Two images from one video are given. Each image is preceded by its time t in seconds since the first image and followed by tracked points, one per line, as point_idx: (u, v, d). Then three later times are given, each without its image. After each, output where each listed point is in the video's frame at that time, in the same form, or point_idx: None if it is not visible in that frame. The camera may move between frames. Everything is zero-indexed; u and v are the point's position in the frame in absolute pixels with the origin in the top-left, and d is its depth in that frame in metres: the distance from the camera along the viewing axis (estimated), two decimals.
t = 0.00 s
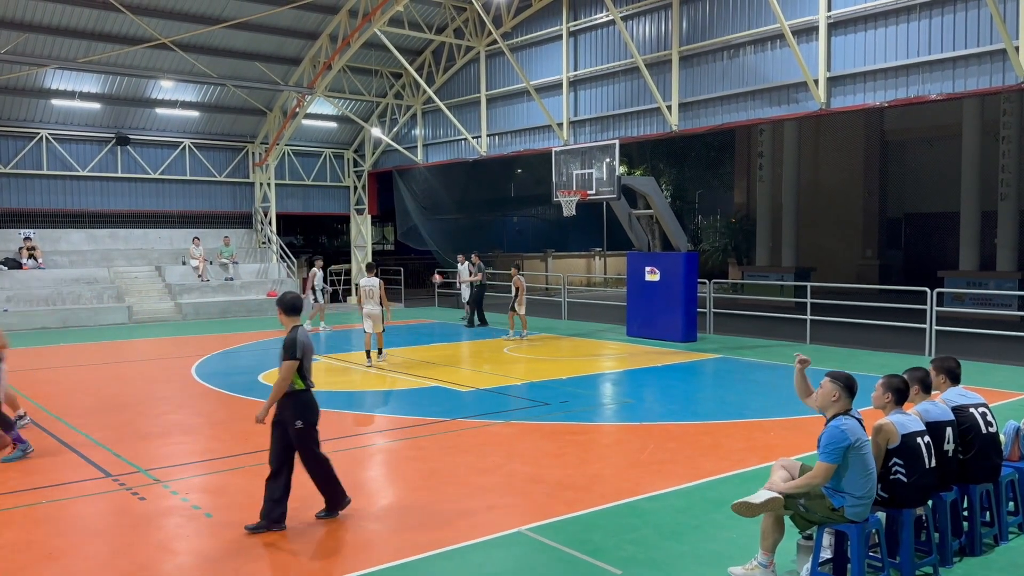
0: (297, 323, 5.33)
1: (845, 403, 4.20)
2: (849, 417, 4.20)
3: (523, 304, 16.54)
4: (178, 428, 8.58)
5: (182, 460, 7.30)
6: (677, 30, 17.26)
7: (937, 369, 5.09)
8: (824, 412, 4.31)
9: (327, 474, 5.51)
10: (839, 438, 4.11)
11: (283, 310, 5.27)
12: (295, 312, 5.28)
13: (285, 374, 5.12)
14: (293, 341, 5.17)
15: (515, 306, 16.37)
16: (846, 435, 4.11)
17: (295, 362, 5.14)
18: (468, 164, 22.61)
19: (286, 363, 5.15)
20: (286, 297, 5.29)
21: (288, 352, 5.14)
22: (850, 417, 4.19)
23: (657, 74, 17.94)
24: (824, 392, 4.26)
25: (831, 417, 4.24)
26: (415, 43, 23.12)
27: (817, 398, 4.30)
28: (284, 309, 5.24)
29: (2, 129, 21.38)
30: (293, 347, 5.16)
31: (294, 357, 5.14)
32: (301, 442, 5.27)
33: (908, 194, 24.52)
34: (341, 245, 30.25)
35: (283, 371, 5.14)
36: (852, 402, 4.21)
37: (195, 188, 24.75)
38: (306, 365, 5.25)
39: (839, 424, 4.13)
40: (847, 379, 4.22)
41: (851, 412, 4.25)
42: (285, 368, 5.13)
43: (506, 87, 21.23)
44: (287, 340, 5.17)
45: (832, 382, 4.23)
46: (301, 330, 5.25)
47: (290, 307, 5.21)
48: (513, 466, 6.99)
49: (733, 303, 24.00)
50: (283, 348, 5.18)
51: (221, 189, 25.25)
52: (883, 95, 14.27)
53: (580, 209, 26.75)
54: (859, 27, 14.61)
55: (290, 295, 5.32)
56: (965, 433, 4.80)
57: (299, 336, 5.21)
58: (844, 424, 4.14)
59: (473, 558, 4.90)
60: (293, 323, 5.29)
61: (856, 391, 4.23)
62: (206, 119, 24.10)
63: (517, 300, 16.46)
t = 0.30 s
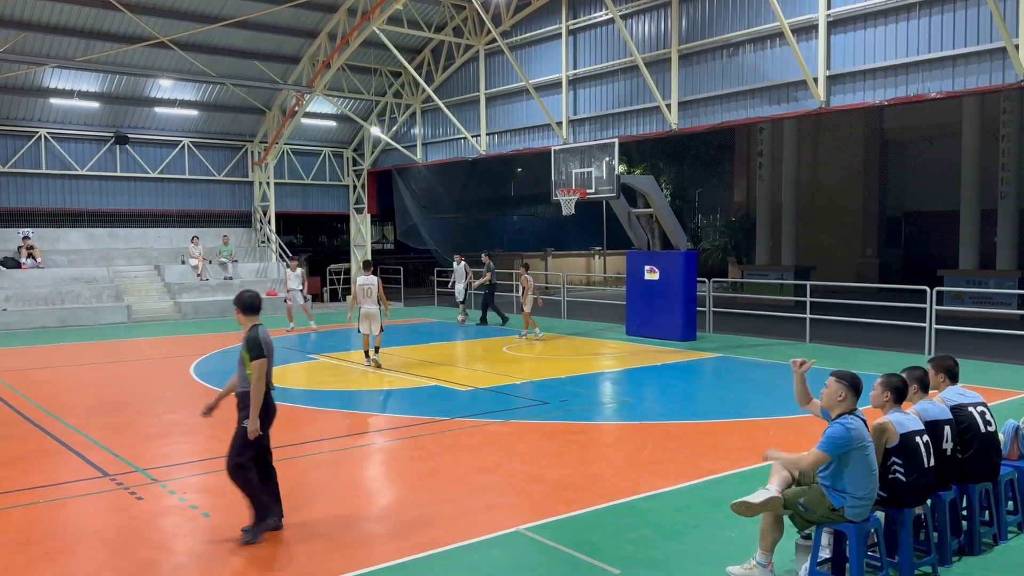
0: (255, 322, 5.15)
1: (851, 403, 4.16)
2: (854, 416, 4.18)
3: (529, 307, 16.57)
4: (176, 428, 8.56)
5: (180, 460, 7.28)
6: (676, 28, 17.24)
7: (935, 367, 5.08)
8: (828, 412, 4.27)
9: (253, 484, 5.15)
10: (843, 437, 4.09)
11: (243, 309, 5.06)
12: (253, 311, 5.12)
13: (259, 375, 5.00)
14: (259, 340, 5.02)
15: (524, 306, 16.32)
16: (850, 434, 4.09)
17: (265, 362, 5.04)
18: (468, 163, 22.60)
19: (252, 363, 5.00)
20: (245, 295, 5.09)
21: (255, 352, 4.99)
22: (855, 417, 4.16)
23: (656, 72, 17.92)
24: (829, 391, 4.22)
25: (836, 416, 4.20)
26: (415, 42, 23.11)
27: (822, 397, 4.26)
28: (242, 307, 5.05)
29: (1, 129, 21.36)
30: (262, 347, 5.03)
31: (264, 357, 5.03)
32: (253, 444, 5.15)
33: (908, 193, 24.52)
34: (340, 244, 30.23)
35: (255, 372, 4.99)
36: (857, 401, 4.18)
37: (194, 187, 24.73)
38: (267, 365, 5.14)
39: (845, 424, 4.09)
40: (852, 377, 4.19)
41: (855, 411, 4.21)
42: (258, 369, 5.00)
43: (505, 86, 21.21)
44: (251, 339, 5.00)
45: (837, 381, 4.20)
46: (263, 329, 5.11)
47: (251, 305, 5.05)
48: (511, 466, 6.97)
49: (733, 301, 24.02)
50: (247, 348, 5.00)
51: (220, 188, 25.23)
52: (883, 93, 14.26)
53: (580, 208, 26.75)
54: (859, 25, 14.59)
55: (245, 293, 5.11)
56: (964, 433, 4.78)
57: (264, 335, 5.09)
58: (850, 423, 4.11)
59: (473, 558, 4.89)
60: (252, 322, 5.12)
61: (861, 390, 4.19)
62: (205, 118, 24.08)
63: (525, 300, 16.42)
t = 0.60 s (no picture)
0: (215, 329, 4.94)
1: (858, 403, 4.16)
2: (861, 416, 4.17)
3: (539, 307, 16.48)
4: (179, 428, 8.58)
5: (183, 460, 7.30)
6: (679, 28, 17.22)
7: (937, 367, 5.08)
8: (836, 411, 4.27)
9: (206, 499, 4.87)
10: (849, 436, 4.09)
11: (202, 315, 4.86)
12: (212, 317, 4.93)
13: (220, 385, 4.79)
14: (217, 349, 4.80)
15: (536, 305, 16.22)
16: (856, 433, 4.09)
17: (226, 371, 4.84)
18: (470, 163, 22.61)
19: (211, 373, 4.78)
20: (204, 300, 4.89)
21: (212, 361, 4.78)
22: (862, 417, 4.16)
23: (659, 72, 17.92)
24: (837, 390, 4.22)
25: (843, 416, 4.20)
26: (417, 42, 23.10)
27: (829, 397, 4.27)
28: (200, 313, 4.85)
29: (5, 129, 21.42)
30: (222, 356, 4.84)
31: (223, 365, 4.81)
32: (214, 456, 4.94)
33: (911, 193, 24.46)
34: (343, 245, 30.24)
35: (215, 382, 4.77)
36: (865, 401, 4.18)
37: (197, 187, 24.77)
38: (229, 374, 4.94)
39: (851, 423, 4.10)
40: (859, 377, 4.20)
41: (863, 411, 4.21)
42: (218, 379, 4.79)
43: (507, 85, 21.21)
44: (209, 347, 4.79)
45: (845, 381, 4.21)
46: (222, 336, 4.90)
47: (209, 312, 4.85)
48: (513, 466, 6.97)
49: (735, 301, 23.99)
50: (205, 357, 4.79)
51: (223, 188, 25.26)
52: (886, 93, 14.24)
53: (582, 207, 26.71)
54: (862, 25, 14.57)
55: (202, 299, 4.92)
56: (966, 432, 4.79)
57: (225, 343, 4.89)
58: (857, 423, 4.10)
59: (474, 558, 4.89)
60: (211, 329, 4.93)
61: (868, 390, 4.20)
62: (207, 118, 24.11)
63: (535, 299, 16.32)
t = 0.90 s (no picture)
0: (176, 330, 4.77)
1: (865, 402, 4.17)
2: (870, 415, 4.18)
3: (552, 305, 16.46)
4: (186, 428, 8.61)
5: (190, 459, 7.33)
6: (685, 28, 17.21)
7: (945, 367, 5.07)
8: (845, 410, 4.28)
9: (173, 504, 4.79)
10: (855, 433, 4.10)
11: (161, 316, 4.73)
12: (174, 318, 4.77)
13: (161, 389, 4.57)
14: (168, 351, 4.63)
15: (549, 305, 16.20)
16: (862, 431, 4.10)
17: (174, 374, 4.59)
18: (476, 164, 22.64)
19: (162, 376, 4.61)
20: (164, 301, 4.76)
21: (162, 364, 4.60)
22: (870, 416, 4.17)
23: (665, 73, 17.91)
24: (846, 390, 4.25)
25: (851, 415, 4.22)
26: (423, 43, 23.14)
27: (839, 397, 4.29)
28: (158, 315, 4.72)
29: (13, 130, 21.53)
30: (171, 358, 4.62)
31: (172, 369, 4.59)
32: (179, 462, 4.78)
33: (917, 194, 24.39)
34: (349, 245, 30.30)
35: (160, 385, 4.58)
36: (874, 401, 4.18)
37: (204, 188, 24.85)
38: (189, 376, 4.71)
39: (856, 420, 4.12)
40: (868, 377, 4.20)
41: (872, 411, 4.22)
42: (163, 381, 4.57)
43: (514, 86, 21.22)
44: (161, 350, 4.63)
45: (854, 380, 4.23)
46: (179, 338, 4.70)
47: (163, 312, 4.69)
48: (520, 466, 6.98)
49: (742, 301, 23.96)
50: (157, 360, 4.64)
51: (230, 189, 25.34)
52: (893, 93, 14.21)
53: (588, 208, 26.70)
54: (869, 25, 14.54)
55: (166, 300, 4.80)
56: (974, 432, 4.78)
57: (179, 344, 4.67)
58: (862, 420, 4.12)
59: (481, 558, 4.90)
60: (173, 330, 4.77)
61: (878, 390, 4.20)
62: (214, 119, 24.19)
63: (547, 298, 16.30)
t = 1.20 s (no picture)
0: (131, 335, 4.62)
1: (864, 401, 4.18)
2: (871, 414, 4.17)
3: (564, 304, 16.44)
4: (193, 427, 8.65)
5: (198, 459, 7.36)
6: (691, 28, 17.19)
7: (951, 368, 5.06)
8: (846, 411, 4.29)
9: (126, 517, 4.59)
10: (854, 432, 4.10)
11: (117, 320, 4.57)
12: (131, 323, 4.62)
13: (119, 394, 4.43)
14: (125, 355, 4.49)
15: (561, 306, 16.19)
16: (861, 430, 4.10)
17: (131, 379, 4.47)
18: (482, 164, 22.67)
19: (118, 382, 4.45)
20: (120, 305, 4.60)
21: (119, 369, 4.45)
22: (871, 415, 4.16)
23: (671, 72, 17.89)
24: (844, 390, 4.25)
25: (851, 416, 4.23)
26: (429, 43, 23.15)
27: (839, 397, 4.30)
28: (114, 318, 4.56)
29: (21, 131, 21.63)
30: (128, 363, 4.50)
31: (130, 374, 4.47)
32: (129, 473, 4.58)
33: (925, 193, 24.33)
34: (355, 245, 30.35)
35: (117, 390, 4.42)
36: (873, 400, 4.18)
37: (211, 188, 24.93)
38: (144, 384, 4.59)
39: (854, 420, 4.12)
40: (867, 376, 4.21)
41: (872, 410, 4.22)
42: (121, 386, 4.43)
43: (520, 86, 21.22)
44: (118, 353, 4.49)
45: (850, 380, 4.24)
46: (135, 342, 4.57)
47: (119, 316, 4.54)
48: (526, 465, 6.99)
49: (748, 301, 23.92)
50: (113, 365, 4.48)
51: (237, 189, 25.40)
52: (901, 93, 14.16)
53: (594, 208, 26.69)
54: (876, 24, 14.49)
55: (122, 303, 4.64)
56: (982, 433, 4.76)
57: (135, 349, 4.55)
58: (861, 419, 4.12)
59: (488, 557, 4.90)
60: (128, 335, 4.61)
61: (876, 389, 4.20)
62: (221, 120, 24.26)
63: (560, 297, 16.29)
